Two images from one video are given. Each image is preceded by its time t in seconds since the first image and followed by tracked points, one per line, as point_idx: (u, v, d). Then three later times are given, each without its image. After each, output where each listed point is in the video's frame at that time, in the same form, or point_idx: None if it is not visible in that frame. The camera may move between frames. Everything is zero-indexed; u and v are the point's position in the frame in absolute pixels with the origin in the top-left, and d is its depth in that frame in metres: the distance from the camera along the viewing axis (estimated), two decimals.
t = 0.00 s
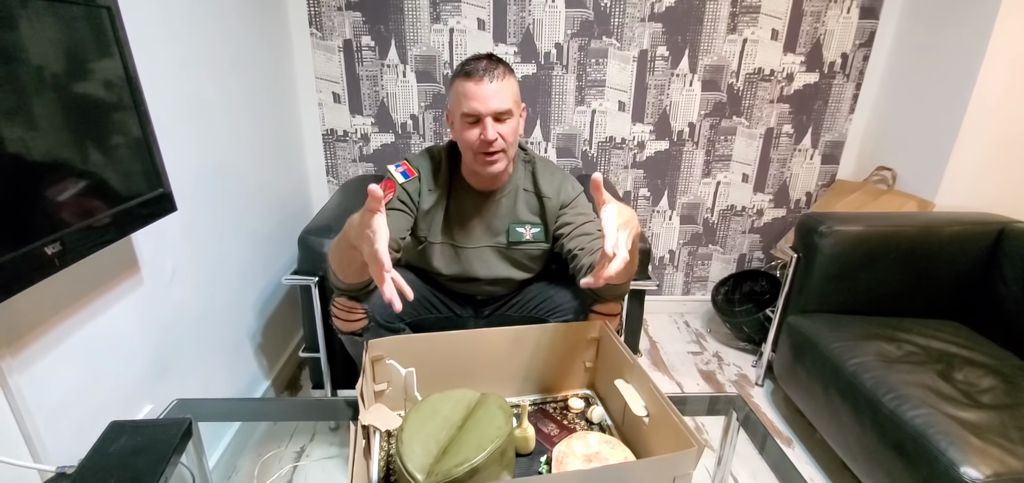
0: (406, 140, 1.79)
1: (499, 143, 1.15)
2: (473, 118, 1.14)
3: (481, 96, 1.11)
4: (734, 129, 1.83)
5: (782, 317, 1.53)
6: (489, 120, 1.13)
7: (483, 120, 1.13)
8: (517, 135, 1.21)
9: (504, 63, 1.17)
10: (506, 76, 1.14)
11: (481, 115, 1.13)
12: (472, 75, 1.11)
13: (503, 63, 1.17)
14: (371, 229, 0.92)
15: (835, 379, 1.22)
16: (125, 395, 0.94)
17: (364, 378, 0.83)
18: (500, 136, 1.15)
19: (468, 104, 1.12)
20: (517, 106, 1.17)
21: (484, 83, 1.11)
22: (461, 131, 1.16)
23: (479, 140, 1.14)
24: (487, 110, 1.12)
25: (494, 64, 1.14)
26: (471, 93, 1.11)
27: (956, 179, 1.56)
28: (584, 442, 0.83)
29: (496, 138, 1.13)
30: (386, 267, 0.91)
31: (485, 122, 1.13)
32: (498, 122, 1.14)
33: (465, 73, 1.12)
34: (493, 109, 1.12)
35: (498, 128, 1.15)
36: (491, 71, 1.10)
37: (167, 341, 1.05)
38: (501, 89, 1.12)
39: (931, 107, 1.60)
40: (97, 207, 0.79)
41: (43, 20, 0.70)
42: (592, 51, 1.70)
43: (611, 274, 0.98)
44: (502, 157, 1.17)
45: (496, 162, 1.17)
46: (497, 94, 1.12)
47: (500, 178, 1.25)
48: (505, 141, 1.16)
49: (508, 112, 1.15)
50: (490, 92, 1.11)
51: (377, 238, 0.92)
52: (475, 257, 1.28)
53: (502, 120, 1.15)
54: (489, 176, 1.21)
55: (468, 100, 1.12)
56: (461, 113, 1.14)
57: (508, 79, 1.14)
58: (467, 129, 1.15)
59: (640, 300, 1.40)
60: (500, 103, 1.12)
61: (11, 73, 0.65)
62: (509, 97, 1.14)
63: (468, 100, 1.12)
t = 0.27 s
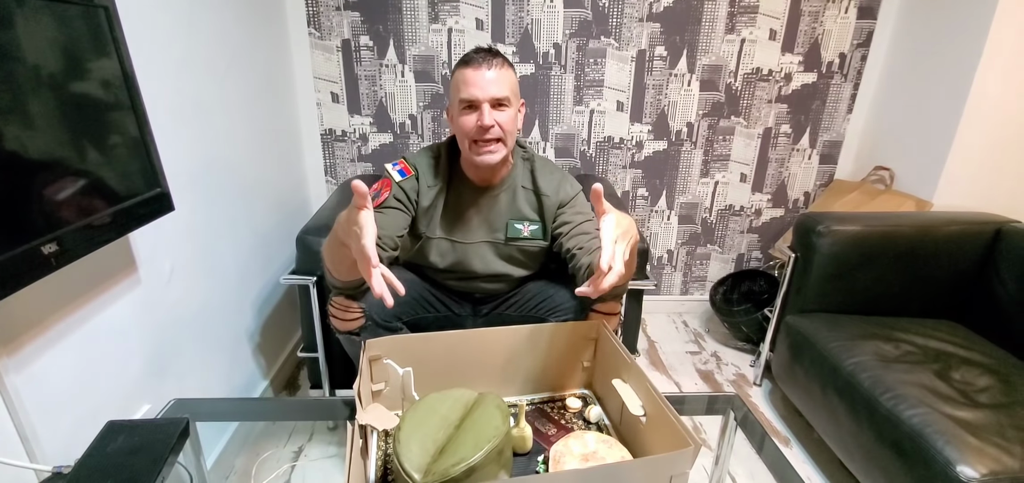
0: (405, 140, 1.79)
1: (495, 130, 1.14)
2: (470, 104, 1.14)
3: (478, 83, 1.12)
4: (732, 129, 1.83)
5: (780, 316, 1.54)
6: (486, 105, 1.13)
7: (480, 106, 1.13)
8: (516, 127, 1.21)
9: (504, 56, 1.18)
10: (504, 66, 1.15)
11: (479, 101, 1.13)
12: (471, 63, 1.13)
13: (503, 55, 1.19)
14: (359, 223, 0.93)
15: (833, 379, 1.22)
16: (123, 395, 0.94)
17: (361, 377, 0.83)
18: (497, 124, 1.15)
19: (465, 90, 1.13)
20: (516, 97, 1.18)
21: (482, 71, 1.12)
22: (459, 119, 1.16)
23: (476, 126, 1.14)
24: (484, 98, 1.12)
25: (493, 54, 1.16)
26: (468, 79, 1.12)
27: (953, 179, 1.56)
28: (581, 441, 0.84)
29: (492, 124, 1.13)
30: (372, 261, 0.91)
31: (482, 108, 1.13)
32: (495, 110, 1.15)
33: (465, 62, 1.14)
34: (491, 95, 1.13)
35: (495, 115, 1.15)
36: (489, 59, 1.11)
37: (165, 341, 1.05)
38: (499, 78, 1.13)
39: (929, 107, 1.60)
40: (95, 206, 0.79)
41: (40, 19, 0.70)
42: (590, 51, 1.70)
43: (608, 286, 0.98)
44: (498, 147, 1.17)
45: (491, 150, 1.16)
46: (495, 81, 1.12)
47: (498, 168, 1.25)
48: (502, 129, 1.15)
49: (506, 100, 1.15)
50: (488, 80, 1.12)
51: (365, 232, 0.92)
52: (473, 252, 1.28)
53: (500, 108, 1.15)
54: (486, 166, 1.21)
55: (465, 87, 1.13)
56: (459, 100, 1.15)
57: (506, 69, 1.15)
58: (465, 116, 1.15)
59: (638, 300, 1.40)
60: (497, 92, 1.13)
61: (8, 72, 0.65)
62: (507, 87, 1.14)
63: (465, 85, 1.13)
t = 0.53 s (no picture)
0: (405, 140, 1.80)
1: (489, 128, 1.14)
2: (464, 103, 1.14)
3: (472, 81, 1.12)
4: (731, 129, 1.83)
5: (779, 316, 1.54)
6: (480, 104, 1.13)
7: (474, 104, 1.13)
8: (510, 127, 1.20)
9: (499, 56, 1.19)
10: (499, 66, 1.15)
11: (473, 99, 1.13)
12: (466, 62, 1.13)
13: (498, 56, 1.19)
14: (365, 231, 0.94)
15: (832, 379, 1.23)
16: (122, 395, 0.94)
17: (361, 377, 0.83)
18: (491, 122, 1.14)
19: (459, 89, 1.13)
20: (510, 97, 1.18)
21: (476, 69, 1.12)
22: (453, 118, 1.16)
23: (469, 124, 1.14)
24: (478, 95, 1.12)
25: (488, 54, 1.16)
26: (463, 78, 1.13)
27: (952, 179, 1.56)
28: (580, 441, 0.84)
29: (486, 122, 1.13)
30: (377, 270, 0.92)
31: (475, 106, 1.13)
32: (489, 108, 1.14)
33: (459, 60, 1.14)
34: (485, 94, 1.13)
35: (489, 114, 1.15)
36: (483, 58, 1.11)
37: (164, 342, 1.05)
38: (493, 77, 1.13)
39: (928, 107, 1.60)
40: (95, 207, 0.79)
41: (39, 19, 0.70)
42: (589, 51, 1.70)
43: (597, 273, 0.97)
44: (492, 144, 1.16)
45: (484, 148, 1.15)
46: (489, 80, 1.12)
47: (492, 167, 1.25)
48: (496, 127, 1.15)
49: (500, 99, 1.15)
50: (481, 78, 1.12)
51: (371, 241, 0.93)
52: (470, 254, 1.28)
53: (494, 107, 1.15)
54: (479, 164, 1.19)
55: (460, 85, 1.13)
56: (453, 98, 1.15)
57: (501, 69, 1.15)
58: (459, 115, 1.15)
59: (638, 300, 1.40)
60: (491, 90, 1.13)
61: (6, 72, 0.65)
62: (501, 86, 1.15)
63: (459, 84, 1.13)
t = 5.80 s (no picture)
0: (415, 146, 1.81)
1: (491, 164, 1.18)
2: (461, 145, 1.16)
3: (465, 123, 1.12)
4: (743, 129, 1.82)
5: (795, 318, 1.52)
6: (477, 144, 1.15)
7: (471, 146, 1.15)
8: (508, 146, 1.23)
9: (482, 79, 1.17)
10: (484, 92, 1.15)
11: (468, 141, 1.15)
12: (450, 105, 1.12)
13: (480, 78, 1.17)
14: (409, 199, 0.92)
15: (849, 381, 1.21)
16: (141, 401, 0.96)
17: (374, 382, 0.83)
18: (491, 156, 1.17)
19: (454, 136, 1.15)
20: (501, 117, 1.18)
21: (465, 108, 1.12)
22: (454, 159, 1.19)
23: (472, 165, 1.18)
24: (474, 134, 1.14)
25: (469, 84, 1.14)
26: (454, 124, 1.13)
27: (970, 176, 1.53)
28: (593, 445, 0.83)
29: (487, 160, 1.16)
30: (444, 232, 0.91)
31: (473, 149, 1.15)
32: (486, 142, 1.16)
33: (443, 104, 1.13)
34: (478, 132, 1.14)
35: (487, 148, 1.17)
36: (468, 96, 1.10)
37: (181, 349, 1.07)
38: (482, 110, 1.13)
39: (943, 103, 1.58)
40: (114, 218, 0.81)
41: (57, 34, 0.71)
42: (598, 54, 1.70)
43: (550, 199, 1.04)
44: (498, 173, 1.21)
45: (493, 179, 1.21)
46: (481, 116, 1.13)
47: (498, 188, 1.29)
48: (496, 159, 1.19)
49: (494, 130, 1.16)
50: (473, 116, 1.12)
51: (421, 205, 0.91)
52: (477, 263, 1.28)
53: (490, 139, 1.17)
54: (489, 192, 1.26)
55: (454, 129, 1.14)
56: (450, 142, 1.17)
57: (486, 97, 1.14)
58: (459, 155, 1.18)
59: (650, 303, 1.39)
60: (486, 125, 1.14)
61: (26, 86, 0.66)
62: (493, 114, 1.15)
63: (453, 131, 1.14)
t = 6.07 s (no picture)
0: (415, 147, 1.81)
1: (490, 154, 1.17)
2: (460, 137, 1.16)
3: (462, 114, 1.13)
4: (743, 129, 1.82)
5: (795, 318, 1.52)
6: (475, 134, 1.15)
7: (469, 136, 1.15)
8: (506, 139, 1.23)
9: (478, 72, 1.18)
10: (481, 84, 1.15)
11: (467, 132, 1.15)
12: (447, 96, 1.13)
13: (475, 71, 1.18)
14: (414, 204, 0.91)
15: (850, 381, 1.21)
16: (142, 402, 0.96)
17: (374, 382, 0.83)
18: (490, 147, 1.17)
19: (453, 127, 1.15)
20: (498, 110, 1.19)
21: (462, 99, 1.12)
22: (453, 152, 1.19)
23: (470, 156, 1.17)
24: (471, 125, 1.14)
25: (466, 77, 1.15)
26: (452, 115, 1.13)
27: (970, 176, 1.53)
28: (594, 446, 0.83)
29: (486, 150, 1.16)
30: (451, 235, 0.91)
31: (472, 139, 1.15)
32: (484, 132, 1.16)
33: (440, 96, 1.14)
34: (476, 122, 1.14)
35: (486, 139, 1.17)
36: (465, 87, 1.11)
37: (182, 349, 1.07)
38: (479, 102, 1.13)
39: (944, 103, 1.58)
40: (115, 218, 0.81)
41: (58, 35, 0.72)
42: (598, 54, 1.70)
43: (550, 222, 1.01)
44: (496, 166, 1.20)
45: (491, 172, 1.19)
46: (478, 106, 1.13)
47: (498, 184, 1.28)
48: (496, 150, 1.18)
49: (492, 121, 1.16)
50: (471, 107, 1.13)
51: (426, 209, 0.91)
52: (477, 263, 1.28)
53: (488, 130, 1.16)
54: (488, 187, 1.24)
55: (451, 121, 1.14)
56: (448, 134, 1.17)
57: (483, 89, 1.15)
58: (457, 148, 1.18)
59: (650, 303, 1.39)
60: (483, 115, 1.14)
61: (27, 86, 0.67)
62: (490, 106, 1.15)
63: (451, 122, 1.14)
